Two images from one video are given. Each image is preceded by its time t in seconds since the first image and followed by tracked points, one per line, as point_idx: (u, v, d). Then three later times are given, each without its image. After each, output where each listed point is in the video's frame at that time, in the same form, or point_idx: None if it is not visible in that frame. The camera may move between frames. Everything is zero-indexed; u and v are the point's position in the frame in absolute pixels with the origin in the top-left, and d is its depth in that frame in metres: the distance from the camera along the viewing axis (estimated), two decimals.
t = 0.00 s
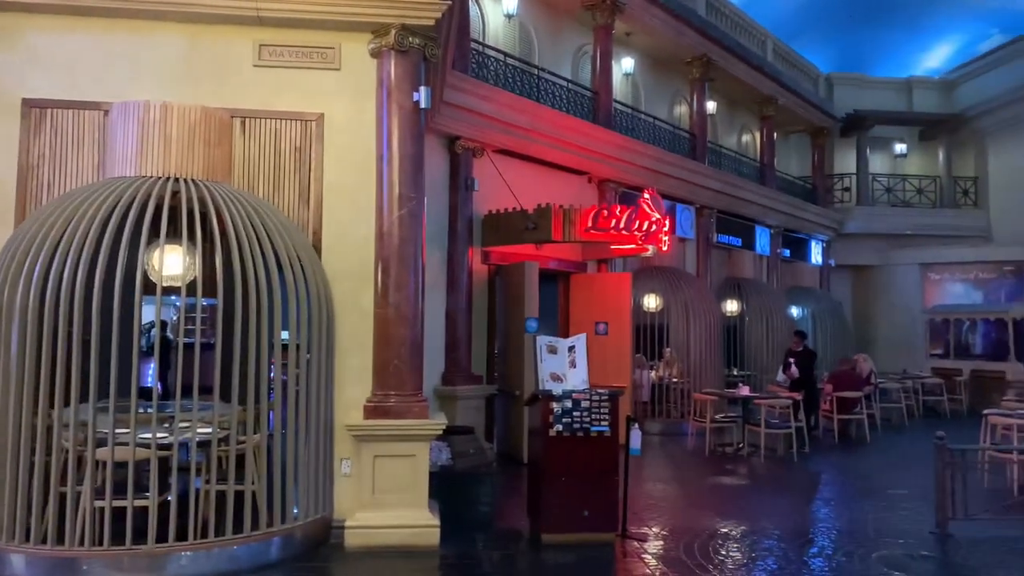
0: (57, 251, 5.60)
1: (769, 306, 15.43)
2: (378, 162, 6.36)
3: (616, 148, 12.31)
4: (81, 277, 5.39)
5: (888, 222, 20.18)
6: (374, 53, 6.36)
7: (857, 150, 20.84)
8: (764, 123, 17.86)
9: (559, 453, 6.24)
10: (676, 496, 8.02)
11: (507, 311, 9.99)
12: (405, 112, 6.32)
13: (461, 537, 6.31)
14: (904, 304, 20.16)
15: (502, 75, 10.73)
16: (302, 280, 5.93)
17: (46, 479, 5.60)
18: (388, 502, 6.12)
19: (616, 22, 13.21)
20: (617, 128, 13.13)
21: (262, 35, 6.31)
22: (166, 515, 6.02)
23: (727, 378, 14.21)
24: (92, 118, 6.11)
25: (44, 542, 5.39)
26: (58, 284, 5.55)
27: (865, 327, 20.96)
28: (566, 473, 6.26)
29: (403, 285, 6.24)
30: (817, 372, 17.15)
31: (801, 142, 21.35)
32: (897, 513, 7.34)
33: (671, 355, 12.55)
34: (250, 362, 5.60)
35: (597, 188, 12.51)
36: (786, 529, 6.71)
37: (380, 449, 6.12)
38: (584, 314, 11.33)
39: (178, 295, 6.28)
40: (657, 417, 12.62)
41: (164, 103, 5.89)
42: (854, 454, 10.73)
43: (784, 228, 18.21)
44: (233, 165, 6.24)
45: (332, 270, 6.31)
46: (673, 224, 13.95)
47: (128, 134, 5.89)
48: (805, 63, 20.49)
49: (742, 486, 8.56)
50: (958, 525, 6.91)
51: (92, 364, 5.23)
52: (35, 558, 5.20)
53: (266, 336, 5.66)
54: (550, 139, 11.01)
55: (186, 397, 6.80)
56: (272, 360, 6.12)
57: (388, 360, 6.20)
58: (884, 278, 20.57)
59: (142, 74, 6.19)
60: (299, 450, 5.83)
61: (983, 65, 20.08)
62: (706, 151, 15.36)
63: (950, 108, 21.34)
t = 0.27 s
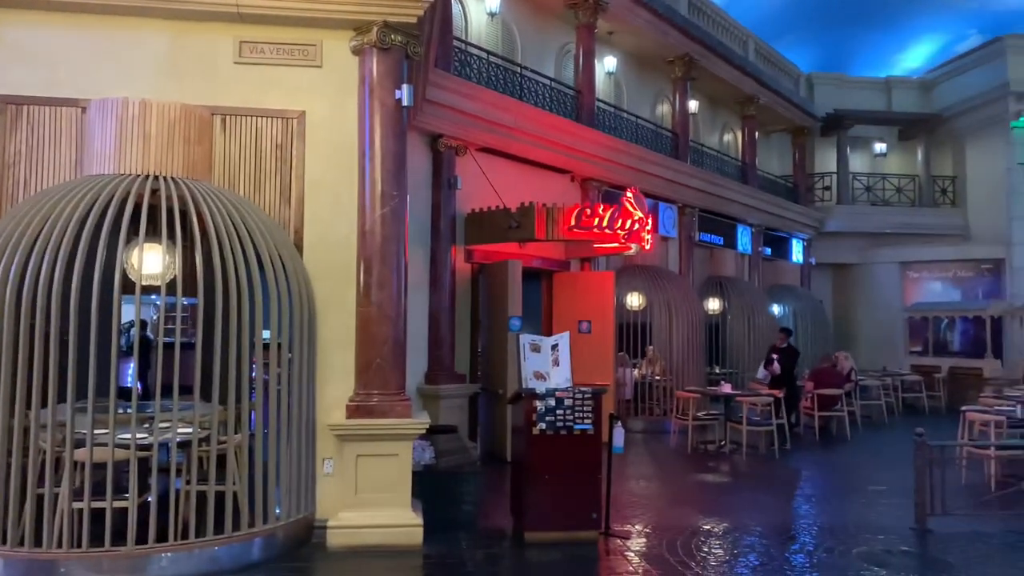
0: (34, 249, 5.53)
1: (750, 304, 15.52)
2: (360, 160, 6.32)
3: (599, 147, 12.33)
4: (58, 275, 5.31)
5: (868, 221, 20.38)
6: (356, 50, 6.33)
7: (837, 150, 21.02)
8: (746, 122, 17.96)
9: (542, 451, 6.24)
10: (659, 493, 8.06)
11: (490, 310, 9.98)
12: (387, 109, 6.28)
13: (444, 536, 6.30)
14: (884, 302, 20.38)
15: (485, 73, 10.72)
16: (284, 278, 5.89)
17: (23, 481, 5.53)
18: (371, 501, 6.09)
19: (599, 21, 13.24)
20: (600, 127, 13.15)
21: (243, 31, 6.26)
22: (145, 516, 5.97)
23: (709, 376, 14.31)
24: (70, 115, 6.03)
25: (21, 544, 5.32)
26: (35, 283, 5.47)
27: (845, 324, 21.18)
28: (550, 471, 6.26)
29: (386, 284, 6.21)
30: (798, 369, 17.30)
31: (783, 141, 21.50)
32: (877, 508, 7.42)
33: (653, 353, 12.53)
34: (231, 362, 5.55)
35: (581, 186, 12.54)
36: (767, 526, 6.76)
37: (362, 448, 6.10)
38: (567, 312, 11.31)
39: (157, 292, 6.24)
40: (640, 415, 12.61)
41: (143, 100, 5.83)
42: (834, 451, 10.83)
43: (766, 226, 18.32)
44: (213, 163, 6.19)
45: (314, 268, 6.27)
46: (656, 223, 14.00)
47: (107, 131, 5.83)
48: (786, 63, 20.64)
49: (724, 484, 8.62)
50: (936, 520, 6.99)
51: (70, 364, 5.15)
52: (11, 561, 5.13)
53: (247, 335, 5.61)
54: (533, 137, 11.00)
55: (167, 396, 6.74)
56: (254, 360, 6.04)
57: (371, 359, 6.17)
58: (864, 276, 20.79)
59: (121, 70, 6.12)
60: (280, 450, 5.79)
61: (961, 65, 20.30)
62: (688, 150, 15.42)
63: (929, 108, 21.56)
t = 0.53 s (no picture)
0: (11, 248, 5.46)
1: (732, 303, 15.62)
2: (343, 159, 6.30)
3: (582, 147, 12.35)
4: (36, 274, 5.25)
5: (848, 220, 20.56)
6: (338, 49, 6.30)
7: (818, 150, 21.19)
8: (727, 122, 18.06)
9: (526, 450, 6.24)
10: (641, 492, 8.09)
11: (474, 309, 9.98)
12: (370, 108, 6.26)
13: (427, 536, 6.29)
14: (864, 300, 20.57)
15: (468, 73, 10.71)
16: (265, 279, 5.86)
17: None
18: (354, 502, 6.07)
19: (581, 21, 13.26)
20: (582, 127, 13.17)
21: (223, 30, 6.22)
22: (125, 518, 5.91)
23: (692, 375, 14.42)
24: (48, 113, 5.97)
25: None
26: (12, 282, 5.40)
27: (826, 323, 21.38)
28: (533, 470, 6.26)
29: (368, 283, 6.19)
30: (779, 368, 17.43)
31: (764, 141, 21.64)
32: (857, 505, 7.49)
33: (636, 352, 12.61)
34: (212, 363, 5.51)
35: (564, 186, 12.56)
36: (749, 524, 6.80)
37: (345, 448, 6.08)
38: (550, 312, 11.33)
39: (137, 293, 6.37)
40: (623, 414, 12.63)
41: (123, 99, 5.77)
42: (815, 449, 10.92)
43: (747, 226, 18.43)
44: (194, 162, 6.14)
45: (296, 268, 6.24)
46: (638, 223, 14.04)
47: (85, 130, 5.77)
48: (768, 64, 20.77)
49: (706, 481, 8.66)
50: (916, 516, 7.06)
51: (47, 364, 5.08)
52: None
53: (229, 336, 5.57)
54: (516, 137, 11.00)
55: (147, 398, 6.68)
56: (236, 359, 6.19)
57: (353, 359, 6.15)
58: (845, 275, 20.98)
59: (100, 68, 6.06)
60: (262, 450, 5.76)
61: (939, 66, 20.53)
62: (671, 150, 15.48)
63: (907, 109, 21.79)
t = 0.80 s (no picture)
0: None
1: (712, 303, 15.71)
2: (322, 159, 6.27)
3: (563, 147, 12.38)
4: (10, 275, 5.18)
5: (827, 221, 20.76)
6: (317, 48, 6.27)
7: (797, 151, 21.38)
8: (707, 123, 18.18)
9: (507, 451, 6.23)
10: (622, 491, 8.12)
11: (455, 309, 9.96)
12: (349, 108, 6.23)
13: (408, 537, 6.27)
14: (842, 300, 20.77)
15: (449, 73, 10.70)
16: (245, 280, 5.82)
17: None
18: (334, 503, 6.04)
19: (562, 22, 13.29)
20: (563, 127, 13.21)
21: (202, 29, 6.17)
22: (102, 521, 5.85)
23: (672, 374, 14.53)
24: (22, 112, 5.90)
25: None
26: None
27: (805, 322, 21.57)
28: (514, 470, 6.27)
29: (348, 284, 6.17)
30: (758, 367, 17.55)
31: (743, 143, 21.80)
32: (835, 503, 7.57)
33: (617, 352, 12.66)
34: (190, 364, 5.46)
35: (545, 186, 12.58)
36: (729, 522, 6.85)
37: (325, 450, 6.05)
38: (532, 312, 11.35)
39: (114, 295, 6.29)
40: (604, 414, 12.67)
41: (99, 98, 5.72)
42: (795, 448, 11.01)
43: (727, 226, 18.55)
44: (171, 162, 6.09)
45: (275, 269, 6.20)
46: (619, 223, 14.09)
47: (60, 129, 5.70)
48: (747, 65, 20.92)
49: (687, 480, 8.71)
50: (893, 514, 7.15)
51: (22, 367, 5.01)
52: None
53: (207, 337, 5.52)
54: (497, 137, 11.00)
55: (124, 400, 6.62)
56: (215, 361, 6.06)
57: (333, 360, 6.12)
58: (823, 275, 21.16)
59: (77, 67, 5.99)
60: (241, 452, 5.72)
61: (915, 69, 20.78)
62: (651, 151, 15.55)
63: (884, 111, 22.05)
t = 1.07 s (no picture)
0: None
1: (690, 303, 15.82)
2: (300, 159, 6.23)
3: (542, 148, 12.39)
4: None
5: (803, 222, 20.95)
6: (295, 47, 6.23)
7: (774, 153, 21.57)
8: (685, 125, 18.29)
9: (486, 451, 6.23)
10: (600, 490, 8.15)
11: (434, 310, 9.94)
12: (327, 107, 6.20)
13: (387, 538, 6.25)
14: (818, 301, 20.98)
15: (428, 73, 10.67)
16: (221, 280, 5.77)
17: None
18: (312, 505, 6.01)
19: (542, 23, 13.32)
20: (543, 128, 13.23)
21: (177, 26, 6.11)
22: (75, 524, 5.78)
23: (651, 374, 14.61)
24: None
25: None
26: None
27: (781, 322, 21.77)
28: (493, 470, 6.26)
29: (326, 284, 6.14)
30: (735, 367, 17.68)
31: (721, 144, 21.97)
32: (811, 502, 7.64)
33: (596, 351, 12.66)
34: (165, 365, 5.40)
35: (524, 187, 12.59)
36: (706, 521, 6.89)
37: (303, 451, 6.01)
38: (511, 312, 11.35)
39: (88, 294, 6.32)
40: (583, 413, 12.71)
41: (72, 96, 5.65)
42: (772, 446, 11.10)
43: (704, 227, 18.66)
44: (147, 160, 6.02)
45: (252, 269, 6.15)
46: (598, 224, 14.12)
47: (32, 127, 5.61)
48: (725, 67, 21.07)
49: (665, 480, 8.75)
50: (867, 511, 7.24)
51: None
52: None
53: (183, 338, 5.46)
54: (476, 137, 10.99)
55: (98, 401, 6.54)
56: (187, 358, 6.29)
57: (311, 361, 6.09)
58: (800, 275, 21.36)
59: (50, 64, 5.92)
60: (218, 454, 5.67)
61: (889, 72, 21.05)
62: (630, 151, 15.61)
63: (860, 113, 22.31)
